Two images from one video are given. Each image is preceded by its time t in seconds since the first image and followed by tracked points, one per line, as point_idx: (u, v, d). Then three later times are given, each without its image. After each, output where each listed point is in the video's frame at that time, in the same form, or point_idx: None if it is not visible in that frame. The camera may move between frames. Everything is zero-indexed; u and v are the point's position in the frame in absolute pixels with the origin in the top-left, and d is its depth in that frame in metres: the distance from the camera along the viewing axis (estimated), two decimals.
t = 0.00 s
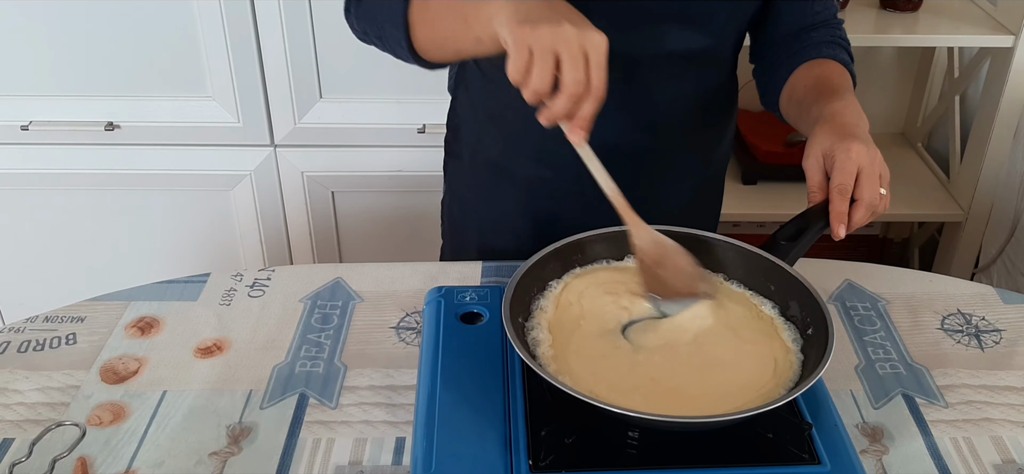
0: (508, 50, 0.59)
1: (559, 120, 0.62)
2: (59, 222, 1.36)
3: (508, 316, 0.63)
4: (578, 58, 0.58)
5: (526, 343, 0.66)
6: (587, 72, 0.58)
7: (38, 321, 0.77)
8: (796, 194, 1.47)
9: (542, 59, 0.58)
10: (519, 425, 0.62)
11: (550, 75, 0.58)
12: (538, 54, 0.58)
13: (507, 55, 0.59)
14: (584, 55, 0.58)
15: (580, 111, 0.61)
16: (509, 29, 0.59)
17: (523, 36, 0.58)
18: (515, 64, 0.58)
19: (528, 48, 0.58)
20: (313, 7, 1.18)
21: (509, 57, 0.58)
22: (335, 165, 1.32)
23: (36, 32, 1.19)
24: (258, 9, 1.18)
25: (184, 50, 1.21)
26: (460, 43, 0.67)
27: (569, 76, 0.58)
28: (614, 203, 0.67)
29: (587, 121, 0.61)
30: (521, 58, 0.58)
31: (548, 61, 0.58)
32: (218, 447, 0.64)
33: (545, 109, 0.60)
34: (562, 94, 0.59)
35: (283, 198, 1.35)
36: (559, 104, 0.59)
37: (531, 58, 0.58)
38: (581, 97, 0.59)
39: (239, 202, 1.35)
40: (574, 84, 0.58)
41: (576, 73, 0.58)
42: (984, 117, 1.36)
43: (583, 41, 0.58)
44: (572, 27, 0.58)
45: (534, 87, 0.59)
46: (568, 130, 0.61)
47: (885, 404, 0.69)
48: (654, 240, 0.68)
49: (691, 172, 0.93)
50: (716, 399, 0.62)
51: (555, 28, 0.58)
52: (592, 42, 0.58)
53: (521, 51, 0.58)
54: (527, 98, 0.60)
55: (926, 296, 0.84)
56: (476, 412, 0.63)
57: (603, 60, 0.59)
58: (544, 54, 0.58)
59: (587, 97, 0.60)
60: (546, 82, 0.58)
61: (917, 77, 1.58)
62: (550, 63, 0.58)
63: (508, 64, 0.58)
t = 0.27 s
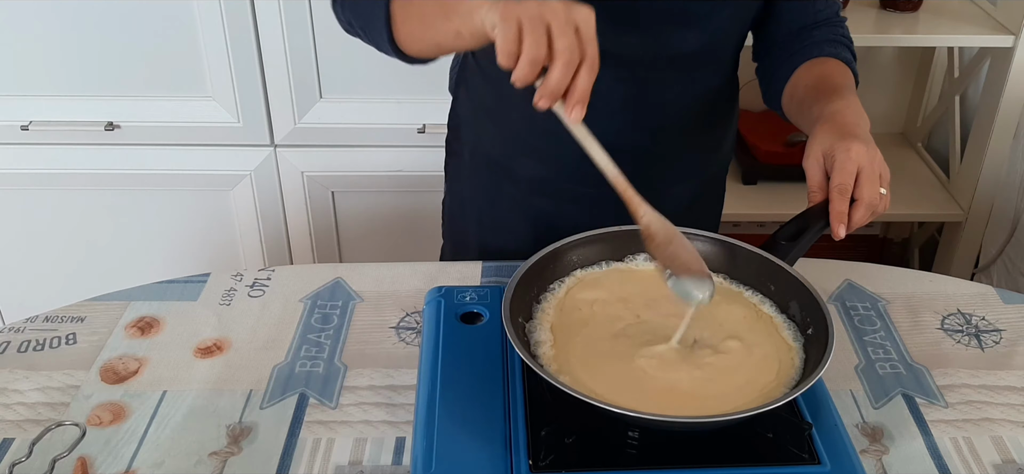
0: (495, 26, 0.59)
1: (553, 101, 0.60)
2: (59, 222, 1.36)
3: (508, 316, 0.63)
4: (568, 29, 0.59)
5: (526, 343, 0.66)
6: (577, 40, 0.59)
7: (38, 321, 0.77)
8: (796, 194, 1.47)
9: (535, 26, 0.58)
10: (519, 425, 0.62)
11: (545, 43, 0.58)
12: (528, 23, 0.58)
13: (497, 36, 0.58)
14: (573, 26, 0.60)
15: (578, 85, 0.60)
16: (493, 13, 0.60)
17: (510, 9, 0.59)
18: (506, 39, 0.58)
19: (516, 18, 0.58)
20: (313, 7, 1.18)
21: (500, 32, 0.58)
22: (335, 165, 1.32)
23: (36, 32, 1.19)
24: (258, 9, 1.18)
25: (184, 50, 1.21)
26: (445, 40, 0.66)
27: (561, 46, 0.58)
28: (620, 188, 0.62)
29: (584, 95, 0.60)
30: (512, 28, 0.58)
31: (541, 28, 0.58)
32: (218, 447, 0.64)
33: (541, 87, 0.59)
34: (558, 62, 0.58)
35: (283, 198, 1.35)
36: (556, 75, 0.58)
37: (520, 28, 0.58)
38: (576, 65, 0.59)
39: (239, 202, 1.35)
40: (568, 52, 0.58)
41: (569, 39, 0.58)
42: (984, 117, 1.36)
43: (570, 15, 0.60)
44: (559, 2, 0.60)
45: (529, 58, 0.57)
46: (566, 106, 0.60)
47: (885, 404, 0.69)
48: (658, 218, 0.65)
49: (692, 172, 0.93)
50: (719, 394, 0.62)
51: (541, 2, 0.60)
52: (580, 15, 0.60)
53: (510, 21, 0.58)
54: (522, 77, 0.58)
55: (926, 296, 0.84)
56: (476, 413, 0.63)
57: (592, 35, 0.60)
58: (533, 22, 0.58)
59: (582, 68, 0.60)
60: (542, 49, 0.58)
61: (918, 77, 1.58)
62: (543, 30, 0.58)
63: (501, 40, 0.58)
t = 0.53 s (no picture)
0: (606, 50, 0.57)
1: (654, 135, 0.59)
2: (59, 222, 1.36)
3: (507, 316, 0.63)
4: (671, 61, 0.59)
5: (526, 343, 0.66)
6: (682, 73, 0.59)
7: (38, 321, 0.77)
8: (796, 194, 1.47)
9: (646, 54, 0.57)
10: (519, 425, 0.62)
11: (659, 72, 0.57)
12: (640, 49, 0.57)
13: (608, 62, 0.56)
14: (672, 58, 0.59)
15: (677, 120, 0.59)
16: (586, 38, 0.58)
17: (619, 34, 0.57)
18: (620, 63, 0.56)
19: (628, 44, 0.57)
20: (313, 7, 1.18)
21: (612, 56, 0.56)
22: (335, 165, 1.32)
23: (35, 32, 1.19)
24: (258, 9, 1.18)
25: (184, 50, 1.21)
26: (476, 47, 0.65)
27: (673, 79, 0.58)
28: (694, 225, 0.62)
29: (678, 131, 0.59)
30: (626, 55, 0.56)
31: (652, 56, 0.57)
32: (218, 447, 0.64)
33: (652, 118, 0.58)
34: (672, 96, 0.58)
35: (283, 197, 1.35)
36: (667, 105, 0.57)
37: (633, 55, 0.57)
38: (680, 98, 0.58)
39: (239, 202, 1.35)
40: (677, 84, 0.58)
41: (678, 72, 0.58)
42: (984, 117, 1.36)
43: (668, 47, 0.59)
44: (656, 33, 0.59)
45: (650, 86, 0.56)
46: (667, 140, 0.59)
47: (885, 404, 0.69)
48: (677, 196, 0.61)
49: (692, 172, 0.93)
50: (713, 395, 0.62)
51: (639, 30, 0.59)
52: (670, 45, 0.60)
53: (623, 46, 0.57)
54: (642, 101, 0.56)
55: (926, 296, 0.84)
56: (476, 412, 0.63)
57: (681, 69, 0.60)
58: (644, 49, 0.57)
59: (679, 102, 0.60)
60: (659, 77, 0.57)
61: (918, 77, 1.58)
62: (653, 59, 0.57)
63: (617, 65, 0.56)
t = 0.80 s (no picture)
0: (581, 79, 0.52)
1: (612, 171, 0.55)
2: (59, 222, 1.36)
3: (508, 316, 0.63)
4: (658, 99, 0.53)
5: (526, 343, 0.66)
6: (666, 115, 0.53)
7: (38, 321, 0.77)
8: (796, 194, 1.47)
9: (623, 88, 0.52)
10: (519, 425, 0.62)
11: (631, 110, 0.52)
12: (619, 86, 0.52)
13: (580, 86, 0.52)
14: (663, 95, 0.53)
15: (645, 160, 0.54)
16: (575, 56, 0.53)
17: (602, 64, 0.52)
18: (591, 93, 0.51)
19: (607, 77, 0.52)
20: (313, 7, 1.18)
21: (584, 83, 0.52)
22: (335, 165, 1.32)
23: (36, 32, 1.19)
24: (258, 9, 1.18)
25: (185, 50, 1.21)
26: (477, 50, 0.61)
27: (647, 120, 0.53)
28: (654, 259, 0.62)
29: (649, 171, 0.55)
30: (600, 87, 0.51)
31: (630, 92, 0.52)
32: (218, 447, 0.64)
33: (608, 155, 0.54)
34: (638, 137, 0.53)
35: (283, 197, 1.35)
36: (629, 147, 0.53)
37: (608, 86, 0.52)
38: (654, 142, 0.54)
39: (239, 202, 1.35)
40: (652, 128, 0.53)
41: (657, 115, 0.53)
42: (984, 117, 1.36)
43: (663, 82, 0.53)
44: (653, 62, 0.53)
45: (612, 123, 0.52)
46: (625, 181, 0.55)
47: (886, 404, 0.69)
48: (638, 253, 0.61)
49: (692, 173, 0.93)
50: (703, 389, 0.63)
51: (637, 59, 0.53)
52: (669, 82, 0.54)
53: (599, 80, 0.51)
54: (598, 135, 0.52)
55: (926, 296, 0.84)
56: (476, 412, 0.63)
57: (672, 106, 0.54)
58: (625, 87, 0.52)
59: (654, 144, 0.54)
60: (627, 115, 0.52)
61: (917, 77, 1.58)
62: (631, 95, 0.52)
63: (585, 92, 0.51)
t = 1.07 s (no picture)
0: (480, 49, 0.52)
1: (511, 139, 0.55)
2: (59, 222, 1.36)
3: (508, 316, 0.63)
4: (554, 76, 0.52)
5: (526, 343, 0.66)
6: (558, 92, 0.53)
7: (38, 321, 0.77)
8: (796, 194, 1.47)
9: (515, 64, 0.52)
10: (519, 425, 0.62)
11: (520, 85, 0.52)
12: (513, 61, 0.52)
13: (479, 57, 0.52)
14: (561, 74, 0.53)
15: (540, 133, 0.54)
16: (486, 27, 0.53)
17: (501, 37, 0.52)
18: (483, 65, 0.52)
19: (504, 51, 0.52)
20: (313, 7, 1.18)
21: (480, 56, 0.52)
22: (335, 165, 1.32)
23: (36, 32, 1.19)
24: (258, 9, 1.18)
25: (184, 50, 1.21)
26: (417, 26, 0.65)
27: (536, 95, 0.52)
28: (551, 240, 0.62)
29: (544, 144, 0.54)
30: (494, 61, 0.52)
31: (521, 68, 0.52)
32: (218, 447, 0.64)
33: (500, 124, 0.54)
34: (524, 111, 0.53)
35: (283, 197, 1.35)
36: (519, 120, 0.53)
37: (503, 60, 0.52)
38: (546, 117, 0.53)
39: (239, 201, 1.35)
40: (542, 104, 0.52)
41: (546, 93, 0.52)
42: (984, 117, 1.36)
43: (566, 58, 0.52)
44: (557, 38, 0.52)
45: (499, 97, 0.52)
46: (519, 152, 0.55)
47: (886, 404, 0.69)
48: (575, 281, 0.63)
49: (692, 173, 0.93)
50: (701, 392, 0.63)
51: (540, 36, 0.52)
52: (574, 60, 0.53)
53: (495, 53, 0.52)
54: (488, 105, 0.53)
55: (926, 296, 0.84)
56: (476, 412, 0.63)
57: (578, 86, 0.53)
58: (519, 62, 0.52)
59: (551, 120, 0.54)
60: (516, 91, 0.52)
61: (917, 77, 1.58)
62: (524, 72, 0.52)
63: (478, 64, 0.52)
